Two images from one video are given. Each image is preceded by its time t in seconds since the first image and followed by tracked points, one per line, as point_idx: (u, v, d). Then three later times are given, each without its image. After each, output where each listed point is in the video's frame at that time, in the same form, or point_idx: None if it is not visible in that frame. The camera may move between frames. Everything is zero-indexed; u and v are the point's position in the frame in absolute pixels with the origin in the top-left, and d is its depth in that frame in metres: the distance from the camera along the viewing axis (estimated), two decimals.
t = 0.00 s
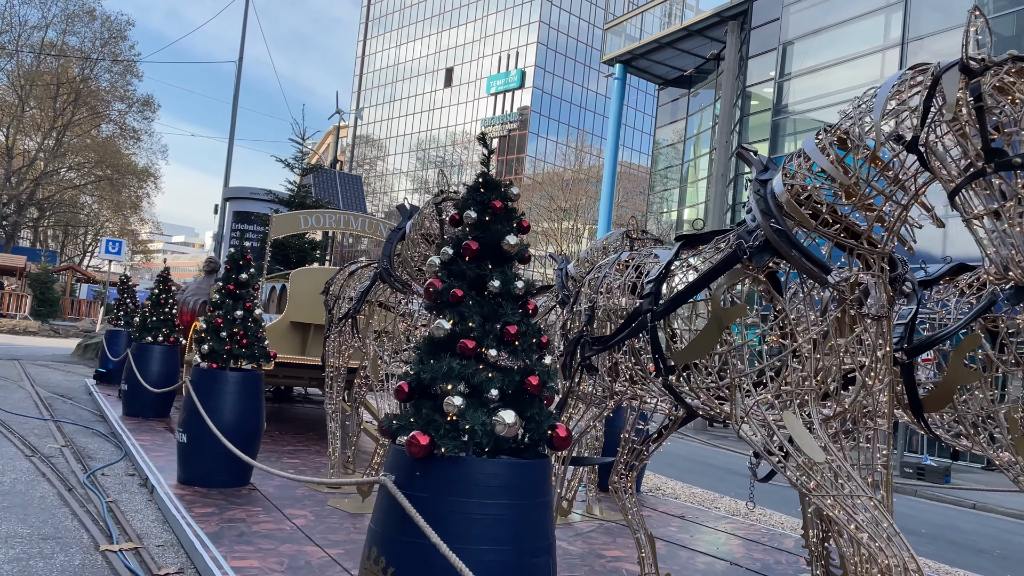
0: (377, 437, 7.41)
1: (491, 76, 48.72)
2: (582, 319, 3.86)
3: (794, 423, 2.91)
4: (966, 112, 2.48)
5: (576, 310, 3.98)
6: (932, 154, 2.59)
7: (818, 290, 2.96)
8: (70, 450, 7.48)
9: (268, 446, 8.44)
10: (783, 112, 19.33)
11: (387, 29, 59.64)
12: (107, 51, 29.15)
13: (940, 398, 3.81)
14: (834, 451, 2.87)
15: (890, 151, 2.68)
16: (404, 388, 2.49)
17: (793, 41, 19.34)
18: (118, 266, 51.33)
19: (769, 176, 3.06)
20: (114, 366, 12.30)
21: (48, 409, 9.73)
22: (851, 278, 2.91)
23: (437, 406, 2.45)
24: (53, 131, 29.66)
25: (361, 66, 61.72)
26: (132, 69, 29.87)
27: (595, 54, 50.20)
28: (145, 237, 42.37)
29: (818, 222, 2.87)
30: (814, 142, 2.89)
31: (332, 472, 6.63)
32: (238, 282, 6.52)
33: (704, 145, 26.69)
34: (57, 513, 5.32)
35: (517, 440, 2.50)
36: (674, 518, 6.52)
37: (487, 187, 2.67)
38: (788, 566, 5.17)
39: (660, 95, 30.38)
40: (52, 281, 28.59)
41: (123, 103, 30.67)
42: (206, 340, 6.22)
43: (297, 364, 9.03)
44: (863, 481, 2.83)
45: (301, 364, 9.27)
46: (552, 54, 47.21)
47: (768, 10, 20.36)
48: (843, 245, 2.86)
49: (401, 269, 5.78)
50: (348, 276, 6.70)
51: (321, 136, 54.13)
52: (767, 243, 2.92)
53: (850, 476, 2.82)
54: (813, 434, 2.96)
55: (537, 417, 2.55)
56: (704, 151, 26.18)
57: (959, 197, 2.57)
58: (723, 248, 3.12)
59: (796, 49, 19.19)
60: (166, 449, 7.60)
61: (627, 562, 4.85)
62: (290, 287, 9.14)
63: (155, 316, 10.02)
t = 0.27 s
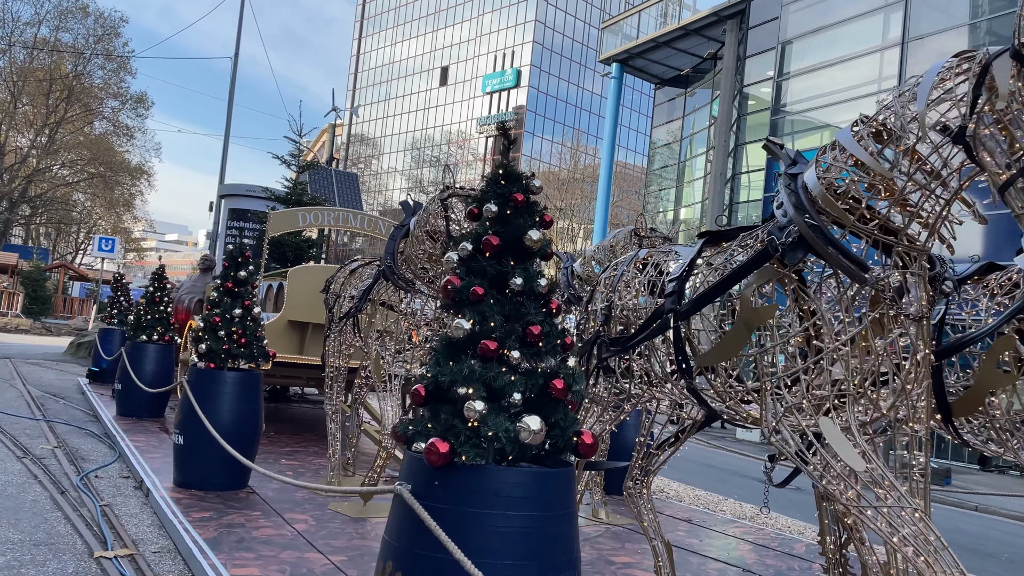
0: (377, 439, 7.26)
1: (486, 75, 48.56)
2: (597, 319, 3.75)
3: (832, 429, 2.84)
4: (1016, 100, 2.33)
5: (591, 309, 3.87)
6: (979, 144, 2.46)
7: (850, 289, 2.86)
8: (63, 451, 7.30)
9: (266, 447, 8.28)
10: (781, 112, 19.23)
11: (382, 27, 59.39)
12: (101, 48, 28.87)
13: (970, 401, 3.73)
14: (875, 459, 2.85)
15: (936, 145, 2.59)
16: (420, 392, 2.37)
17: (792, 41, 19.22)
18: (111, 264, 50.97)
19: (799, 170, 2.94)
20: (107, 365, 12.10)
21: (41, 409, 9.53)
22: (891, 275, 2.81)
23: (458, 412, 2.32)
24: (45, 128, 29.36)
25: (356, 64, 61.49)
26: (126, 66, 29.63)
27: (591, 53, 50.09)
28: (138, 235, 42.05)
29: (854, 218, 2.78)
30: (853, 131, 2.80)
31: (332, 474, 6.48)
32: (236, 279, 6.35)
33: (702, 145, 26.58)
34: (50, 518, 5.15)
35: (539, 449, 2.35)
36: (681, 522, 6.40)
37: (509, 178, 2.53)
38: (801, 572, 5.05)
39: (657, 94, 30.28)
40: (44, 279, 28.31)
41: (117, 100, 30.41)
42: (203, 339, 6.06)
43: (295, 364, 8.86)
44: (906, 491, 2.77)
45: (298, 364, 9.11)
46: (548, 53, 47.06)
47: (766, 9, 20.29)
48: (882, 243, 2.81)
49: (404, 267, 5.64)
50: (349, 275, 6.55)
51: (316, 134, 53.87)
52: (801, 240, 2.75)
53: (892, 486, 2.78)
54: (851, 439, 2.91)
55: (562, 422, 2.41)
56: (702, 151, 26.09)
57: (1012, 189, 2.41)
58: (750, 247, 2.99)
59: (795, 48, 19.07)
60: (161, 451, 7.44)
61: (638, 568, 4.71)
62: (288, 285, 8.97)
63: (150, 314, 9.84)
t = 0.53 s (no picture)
0: (378, 442, 7.12)
1: (482, 73, 48.38)
2: (615, 322, 3.70)
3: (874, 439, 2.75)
4: None
5: (605, 311, 3.83)
6: None
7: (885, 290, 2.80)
8: (54, 454, 7.12)
9: (262, 450, 8.12)
10: (780, 111, 19.13)
11: (377, 25, 59.10)
12: (93, 44, 28.58)
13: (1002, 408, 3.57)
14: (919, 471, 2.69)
15: (979, 138, 2.47)
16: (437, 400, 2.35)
17: (791, 39, 19.08)
18: (103, 262, 50.57)
19: (830, 165, 2.87)
20: (100, 365, 11.90)
21: (32, 410, 9.33)
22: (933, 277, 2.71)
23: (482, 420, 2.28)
24: (37, 125, 29.02)
25: (350, 62, 61.20)
26: (119, 63, 29.35)
27: (586, 52, 49.95)
28: (131, 233, 41.70)
29: (893, 215, 2.70)
30: (891, 122, 2.73)
31: (331, 477, 6.34)
32: (234, 279, 6.18)
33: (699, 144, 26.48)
34: (41, 525, 4.98)
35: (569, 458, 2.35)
36: (689, 528, 6.27)
37: (530, 174, 2.49)
38: None
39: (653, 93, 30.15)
40: (35, 277, 27.99)
41: (109, 97, 30.11)
42: (200, 340, 5.90)
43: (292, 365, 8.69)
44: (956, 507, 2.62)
45: (296, 365, 8.94)
46: (543, 51, 46.89)
47: (765, 7, 20.21)
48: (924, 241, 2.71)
49: (407, 266, 5.51)
50: (349, 274, 6.41)
51: (311, 132, 53.57)
52: (838, 239, 2.66)
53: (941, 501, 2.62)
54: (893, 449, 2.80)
55: (589, 432, 2.42)
56: (699, 150, 25.99)
57: None
58: (779, 248, 2.88)
59: (795, 46, 18.94)
60: (155, 453, 7.27)
61: None
62: (285, 284, 8.81)
63: (144, 313, 9.66)
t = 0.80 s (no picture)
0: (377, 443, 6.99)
1: (477, 72, 48.21)
2: (630, 319, 3.61)
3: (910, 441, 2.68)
4: None
5: (618, 308, 3.77)
6: None
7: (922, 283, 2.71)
8: (46, 455, 6.95)
9: (259, 450, 7.98)
10: (779, 109, 18.97)
11: (371, 23, 58.85)
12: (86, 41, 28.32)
13: None
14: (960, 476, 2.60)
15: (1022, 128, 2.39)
16: (453, 400, 2.48)
17: (790, 37, 18.94)
18: (96, 260, 50.19)
19: (863, 156, 2.83)
20: (92, 364, 11.72)
21: (23, 410, 9.15)
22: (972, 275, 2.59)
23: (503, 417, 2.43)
24: (29, 122, 28.74)
25: (345, 60, 60.93)
26: (112, 60, 29.08)
27: (582, 51, 49.82)
28: (124, 231, 41.40)
29: (933, 207, 2.62)
30: (931, 110, 2.70)
31: (329, 479, 6.20)
32: (231, 276, 6.01)
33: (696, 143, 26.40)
34: (32, 529, 4.83)
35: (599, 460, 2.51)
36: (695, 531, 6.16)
37: (551, 162, 2.61)
38: None
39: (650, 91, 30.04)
40: (27, 276, 27.68)
41: (102, 95, 29.84)
42: (196, 338, 5.75)
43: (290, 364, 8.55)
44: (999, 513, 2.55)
45: (293, 364, 8.80)
46: (539, 49, 46.73)
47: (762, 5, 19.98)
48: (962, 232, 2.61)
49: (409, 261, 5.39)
50: (349, 271, 6.27)
51: (305, 130, 53.30)
52: (872, 231, 2.60)
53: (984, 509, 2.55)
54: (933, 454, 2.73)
55: (614, 436, 2.57)
56: (696, 149, 25.90)
57: None
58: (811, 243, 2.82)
59: (793, 44, 18.82)
60: (149, 454, 7.11)
61: None
62: (281, 282, 8.67)
63: (138, 312, 9.50)
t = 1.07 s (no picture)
0: (377, 444, 6.84)
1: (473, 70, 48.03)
2: (646, 317, 3.58)
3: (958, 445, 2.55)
4: None
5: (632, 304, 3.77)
6: None
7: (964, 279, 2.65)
8: (37, 456, 6.78)
9: (255, 451, 7.81)
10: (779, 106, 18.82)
11: (366, 20, 58.58)
12: (79, 39, 28.07)
13: None
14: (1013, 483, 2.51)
15: None
16: (470, 403, 2.39)
17: (789, 34, 18.81)
18: (90, 258, 49.86)
19: (897, 143, 2.75)
20: (85, 363, 11.52)
21: (14, 410, 8.96)
22: None
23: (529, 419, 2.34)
24: (22, 120, 28.50)
25: (340, 58, 60.68)
26: (106, 57, 28.85)
27: (578, 49, 49.66)
28: (118, 229, 41.16)
29: (982, 198, 2.54)
30: (971, 94, 2.66)
31: (328, 481, 6.04)
32: (228, 273, 5.86)
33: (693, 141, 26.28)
34: (22, 535, 4.66)
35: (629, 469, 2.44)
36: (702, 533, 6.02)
37: (572, 148, 2.56)
38: None
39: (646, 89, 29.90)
40: (20, 275, 27.42)
41: (96, 92, 29.58)
42: (191, 337, 5.59)
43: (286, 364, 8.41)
44: None
45: (290, 363, 8.64)
46: (535, 47, 46.55)
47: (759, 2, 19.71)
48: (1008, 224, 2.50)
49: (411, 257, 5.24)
50: (349, 268, 6.11)
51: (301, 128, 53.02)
52: (916, 222, 2.55)
53: None
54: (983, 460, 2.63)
55: (643, 442, 2.49)
56: (694, 146, 25.78)
57: None
58: (843, 236, 2.83)
59: (791, 41, 18.71)
60: (143, 455, 6.94)
61: None
62: (278, 279, 8.52)
63: (132, 310, 9.33)
